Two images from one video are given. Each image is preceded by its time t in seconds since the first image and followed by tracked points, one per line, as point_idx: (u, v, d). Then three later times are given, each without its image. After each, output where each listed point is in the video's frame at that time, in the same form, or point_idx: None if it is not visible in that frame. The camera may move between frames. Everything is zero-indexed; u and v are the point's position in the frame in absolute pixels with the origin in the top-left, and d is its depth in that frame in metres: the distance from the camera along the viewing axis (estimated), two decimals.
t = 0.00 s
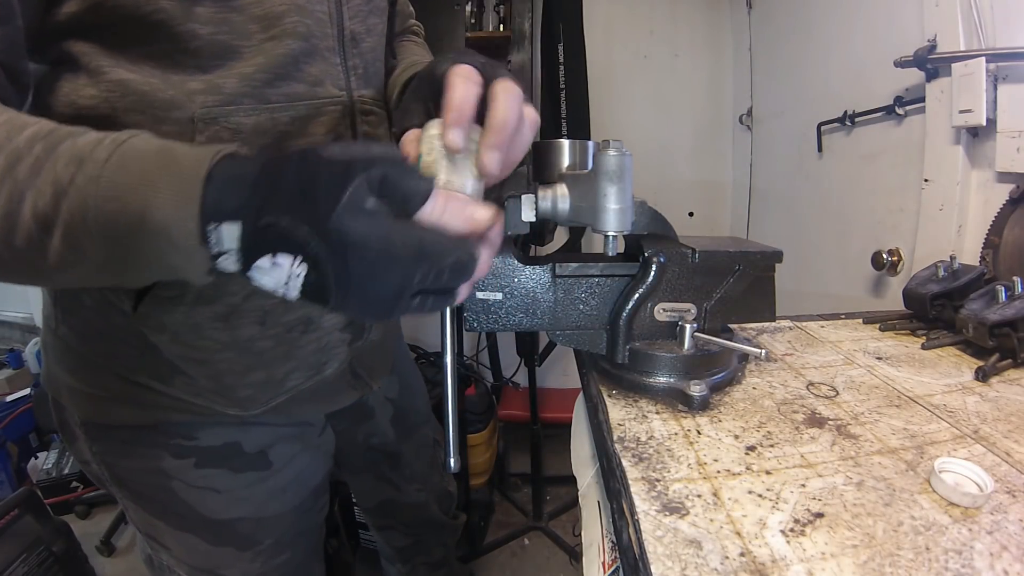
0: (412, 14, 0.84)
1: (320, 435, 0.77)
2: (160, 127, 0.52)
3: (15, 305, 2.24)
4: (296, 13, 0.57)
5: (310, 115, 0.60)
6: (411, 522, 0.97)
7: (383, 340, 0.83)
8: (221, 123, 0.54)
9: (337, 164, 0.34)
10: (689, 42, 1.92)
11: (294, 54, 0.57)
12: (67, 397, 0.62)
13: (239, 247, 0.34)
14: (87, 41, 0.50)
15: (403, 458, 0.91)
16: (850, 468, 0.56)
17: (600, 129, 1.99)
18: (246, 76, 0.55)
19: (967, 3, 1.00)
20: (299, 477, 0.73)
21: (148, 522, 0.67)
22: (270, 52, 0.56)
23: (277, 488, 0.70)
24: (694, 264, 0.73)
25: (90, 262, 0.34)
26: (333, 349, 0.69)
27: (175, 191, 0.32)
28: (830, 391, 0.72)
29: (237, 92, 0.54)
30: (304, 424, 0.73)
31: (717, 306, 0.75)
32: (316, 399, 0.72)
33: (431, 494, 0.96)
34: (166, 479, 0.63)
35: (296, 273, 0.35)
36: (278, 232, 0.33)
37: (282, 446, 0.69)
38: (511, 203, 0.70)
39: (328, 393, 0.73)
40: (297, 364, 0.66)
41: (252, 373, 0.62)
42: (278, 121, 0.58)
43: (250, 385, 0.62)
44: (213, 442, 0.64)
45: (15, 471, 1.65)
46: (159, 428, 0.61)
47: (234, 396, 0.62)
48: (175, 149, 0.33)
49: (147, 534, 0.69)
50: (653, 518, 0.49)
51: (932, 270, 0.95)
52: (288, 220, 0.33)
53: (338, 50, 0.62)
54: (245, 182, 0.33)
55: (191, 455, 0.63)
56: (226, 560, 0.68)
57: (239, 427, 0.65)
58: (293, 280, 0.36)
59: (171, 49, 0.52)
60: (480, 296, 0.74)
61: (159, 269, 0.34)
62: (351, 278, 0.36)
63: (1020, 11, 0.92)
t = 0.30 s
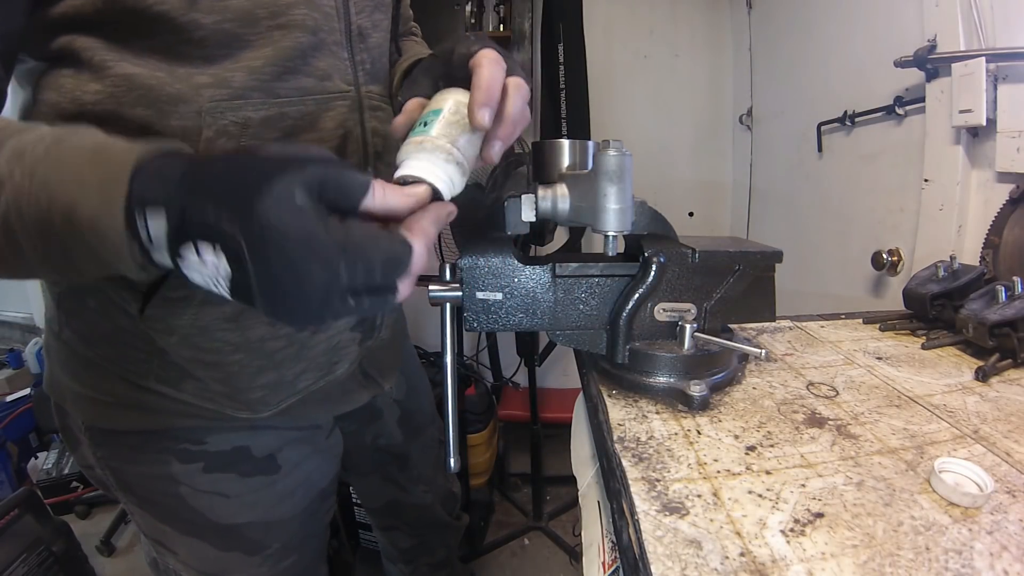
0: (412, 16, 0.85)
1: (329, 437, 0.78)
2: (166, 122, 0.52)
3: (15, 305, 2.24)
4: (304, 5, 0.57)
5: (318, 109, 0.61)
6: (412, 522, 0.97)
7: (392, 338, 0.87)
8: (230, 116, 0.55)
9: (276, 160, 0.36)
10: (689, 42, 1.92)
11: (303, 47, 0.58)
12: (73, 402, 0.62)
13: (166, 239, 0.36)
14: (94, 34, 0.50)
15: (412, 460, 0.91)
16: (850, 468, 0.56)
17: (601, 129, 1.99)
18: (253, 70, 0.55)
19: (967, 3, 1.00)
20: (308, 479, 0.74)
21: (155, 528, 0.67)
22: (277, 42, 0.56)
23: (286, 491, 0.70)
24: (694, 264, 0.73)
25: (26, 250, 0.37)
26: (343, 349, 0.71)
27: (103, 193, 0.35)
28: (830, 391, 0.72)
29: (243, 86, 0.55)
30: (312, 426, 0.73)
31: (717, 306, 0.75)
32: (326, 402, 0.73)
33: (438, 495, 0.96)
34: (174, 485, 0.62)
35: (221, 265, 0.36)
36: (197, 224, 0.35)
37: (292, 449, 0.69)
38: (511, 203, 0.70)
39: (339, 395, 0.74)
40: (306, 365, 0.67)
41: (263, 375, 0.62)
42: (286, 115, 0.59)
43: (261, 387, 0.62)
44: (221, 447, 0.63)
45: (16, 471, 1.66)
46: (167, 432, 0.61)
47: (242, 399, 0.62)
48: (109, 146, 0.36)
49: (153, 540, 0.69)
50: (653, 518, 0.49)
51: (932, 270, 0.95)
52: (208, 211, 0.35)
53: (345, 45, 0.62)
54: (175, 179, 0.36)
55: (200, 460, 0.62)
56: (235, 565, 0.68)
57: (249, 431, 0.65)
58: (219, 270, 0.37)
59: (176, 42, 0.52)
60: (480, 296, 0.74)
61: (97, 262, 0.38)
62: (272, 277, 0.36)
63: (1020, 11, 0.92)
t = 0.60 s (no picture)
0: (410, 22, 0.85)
1: (326, 438, 0.78)
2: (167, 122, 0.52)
3: (15, 305, 2.25)
4: (306, 8, 0.57)
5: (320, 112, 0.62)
6: (413, 522, 0.97)
7: (392, 339, 0.86)
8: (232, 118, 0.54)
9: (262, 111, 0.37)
10: (689, 42, 1.92)
11: (304, 48, 0.57)
12: (72, 402, 0.62)
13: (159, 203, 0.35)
14: (94, 33, 0.50)
15: (412, 462, 0.92)
16: (850, 468, 0.56)
17: (601, 129, 1.99)
18: (255, 73, 0.55)
19: (967, 3, 1.00)
20: (305, 480, 0.74)
21: (152, 528, 0.66)
22: (280, 45, 0.56)
23: (283, 492, 0.70)
24: (694, 264, 0.73)
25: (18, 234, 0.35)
26: (342, 351, 0.71)
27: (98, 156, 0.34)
28: (830, 392, 0.72)
29: (245, 89, 0.55)
30: (311, 426, 0.74)
31: (717, 306, 0.75)
32: (324, 408, 0.73)
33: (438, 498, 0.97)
34: (173, 485, 0.62)
35: (213, 213, 0.35)
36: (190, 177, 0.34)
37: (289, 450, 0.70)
38: (511, 203, 0.70)
39: (337, 398, 0.74)
40: (304, 368, 0.67)
41: (261, 377, 0.62)
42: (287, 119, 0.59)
43: (259, 389, 0.63)
44: (220, 447, 0.63)
45: (15, 471, 1.66)
46: (166, 433, 0.61)
47: (242, 401, 0.62)
48: (97, 114, 0.35)
49: (150, 540, 0.69)
50: (653, 518, 0.49)
51: (932, 270, 0.95)
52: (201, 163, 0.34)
53: (346, 47, 0.63)
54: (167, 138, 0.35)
55: (199, 460, 0.62)
56: (232, 564, 0.68)
57: (248, 432, 0.65)
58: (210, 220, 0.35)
59: (178, 43, 0.52)
60: (480, 296, 0.74)
61: (82, 236, 0.36)
62: (272, 219, 0.35)
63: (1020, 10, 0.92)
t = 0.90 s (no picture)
0: None
1: (320, 426, 0.77)
2: (180, 134, 0.49)
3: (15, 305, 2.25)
4: (314, 29, 0.54)
5: (325, 127, 0.57)
6: (414, 520, 0.97)
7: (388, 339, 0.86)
8: (240, 133, 0.52)
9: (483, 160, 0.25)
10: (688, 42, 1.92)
11: (312, 72, 0.55)
12: (75, 390, 0.61)
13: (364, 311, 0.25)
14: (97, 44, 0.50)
15: (405, 453, 0.91)
16: (850, 468, 0.56)
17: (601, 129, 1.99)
18: (265, 91, 0.53)
19: (967, 3, 1.00)
20: (303, 467, 0.74)
21: (154, 515, 0.67)
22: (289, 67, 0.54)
23: (283, 480, 0.71)
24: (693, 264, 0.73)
25: (141, 338, 0.26)
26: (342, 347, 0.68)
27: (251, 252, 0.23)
28: (830, 392, 0.72)
29: (255, 106, 0.52)
30: (307, 416, 0.73)
31: (717, 306, 0.75)
32: (320, 398, 0.71)
33: (432, 489, 0.96)
34: (175, 473, 0.62)
35: (461, 326, 0.25)
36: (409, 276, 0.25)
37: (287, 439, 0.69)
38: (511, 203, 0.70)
39: (332, 391, 0.72)
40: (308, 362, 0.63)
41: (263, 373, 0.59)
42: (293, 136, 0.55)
43: (261, 384, 0.59)
44: (222, 434, 0.63)
45: (15, 471, 1.66)
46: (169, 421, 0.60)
47: (246, 395, 0.59)
48: (280, 193, 0.24)
49: (152, 527, 0.69)
50: (653, 518, 0.49)
51: (932, 270, 0.95)
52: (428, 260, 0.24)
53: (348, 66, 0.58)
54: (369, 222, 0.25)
55: (200, 448, 0.62)
56: (233, 552, 0.68)
57: (250, 419, 0.65)
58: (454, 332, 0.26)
59: (192, 63, 0.50)
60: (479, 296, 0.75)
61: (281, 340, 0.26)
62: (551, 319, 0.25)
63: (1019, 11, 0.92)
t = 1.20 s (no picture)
0: None
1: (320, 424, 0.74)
2: (187, 153, 0.54)
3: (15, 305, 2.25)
4: (321, 44, 0.53)
5: (328, 147, 0.58)
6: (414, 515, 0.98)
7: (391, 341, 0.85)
8: (243, 158, 0.55)
9: (593, 343, 0.39)
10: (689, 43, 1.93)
11: (317, 90, 0.54)
12: (94, 372, 0.62)
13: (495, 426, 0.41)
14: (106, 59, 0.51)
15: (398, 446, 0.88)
16: (850, 468, 0.55)
17: (601, 129, 1.99)
18: (267, 114, 0.54)
19: (967, 3, 1.00)
20: (301, 460, 0.72)
21: (158, 496, 0.67)
22: (297, 87, 0.54)
23: (279, 469, 0.70)
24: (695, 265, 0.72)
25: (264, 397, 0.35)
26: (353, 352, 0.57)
27: (382, 364, 0.34)
28: (830, 391, 0.72)
29: (258, 127, 0.54)
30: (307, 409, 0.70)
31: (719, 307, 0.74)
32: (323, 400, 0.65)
33: (427, 482, 0.95)
34: (176, 456, 0.63)
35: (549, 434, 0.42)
36: (536, 418, 0.39)
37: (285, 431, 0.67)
38: (512, 203, 0.71)
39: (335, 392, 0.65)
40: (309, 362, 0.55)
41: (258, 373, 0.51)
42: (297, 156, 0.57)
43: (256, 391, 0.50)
44: (221, 423, 0.62)
45: (15, 471, 1.66)
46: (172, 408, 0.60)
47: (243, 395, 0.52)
48: (422, 324, 0.35)
49: (154, 507, 0.69)
50: (653, 518, 0.49)
51: (932, 270, 0.95)
52: (549, 408, 0.39)
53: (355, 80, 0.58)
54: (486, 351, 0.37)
55: (200, 434, 0.62)
56: (228, 536, 0.68)
57: (250, 410, 0.64)
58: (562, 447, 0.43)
59: (205, 83, 0.51)
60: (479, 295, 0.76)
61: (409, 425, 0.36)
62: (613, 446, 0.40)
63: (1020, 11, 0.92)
